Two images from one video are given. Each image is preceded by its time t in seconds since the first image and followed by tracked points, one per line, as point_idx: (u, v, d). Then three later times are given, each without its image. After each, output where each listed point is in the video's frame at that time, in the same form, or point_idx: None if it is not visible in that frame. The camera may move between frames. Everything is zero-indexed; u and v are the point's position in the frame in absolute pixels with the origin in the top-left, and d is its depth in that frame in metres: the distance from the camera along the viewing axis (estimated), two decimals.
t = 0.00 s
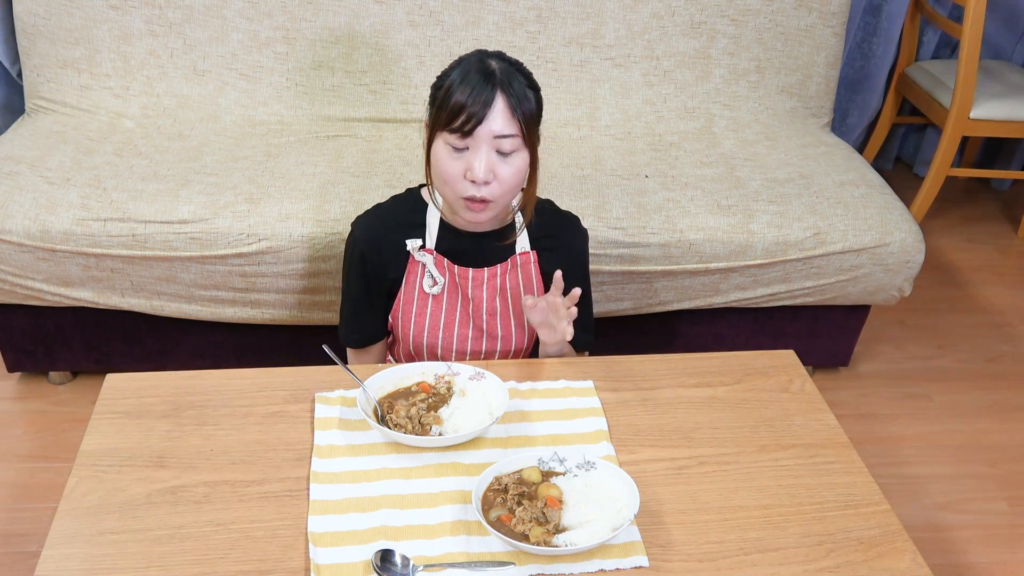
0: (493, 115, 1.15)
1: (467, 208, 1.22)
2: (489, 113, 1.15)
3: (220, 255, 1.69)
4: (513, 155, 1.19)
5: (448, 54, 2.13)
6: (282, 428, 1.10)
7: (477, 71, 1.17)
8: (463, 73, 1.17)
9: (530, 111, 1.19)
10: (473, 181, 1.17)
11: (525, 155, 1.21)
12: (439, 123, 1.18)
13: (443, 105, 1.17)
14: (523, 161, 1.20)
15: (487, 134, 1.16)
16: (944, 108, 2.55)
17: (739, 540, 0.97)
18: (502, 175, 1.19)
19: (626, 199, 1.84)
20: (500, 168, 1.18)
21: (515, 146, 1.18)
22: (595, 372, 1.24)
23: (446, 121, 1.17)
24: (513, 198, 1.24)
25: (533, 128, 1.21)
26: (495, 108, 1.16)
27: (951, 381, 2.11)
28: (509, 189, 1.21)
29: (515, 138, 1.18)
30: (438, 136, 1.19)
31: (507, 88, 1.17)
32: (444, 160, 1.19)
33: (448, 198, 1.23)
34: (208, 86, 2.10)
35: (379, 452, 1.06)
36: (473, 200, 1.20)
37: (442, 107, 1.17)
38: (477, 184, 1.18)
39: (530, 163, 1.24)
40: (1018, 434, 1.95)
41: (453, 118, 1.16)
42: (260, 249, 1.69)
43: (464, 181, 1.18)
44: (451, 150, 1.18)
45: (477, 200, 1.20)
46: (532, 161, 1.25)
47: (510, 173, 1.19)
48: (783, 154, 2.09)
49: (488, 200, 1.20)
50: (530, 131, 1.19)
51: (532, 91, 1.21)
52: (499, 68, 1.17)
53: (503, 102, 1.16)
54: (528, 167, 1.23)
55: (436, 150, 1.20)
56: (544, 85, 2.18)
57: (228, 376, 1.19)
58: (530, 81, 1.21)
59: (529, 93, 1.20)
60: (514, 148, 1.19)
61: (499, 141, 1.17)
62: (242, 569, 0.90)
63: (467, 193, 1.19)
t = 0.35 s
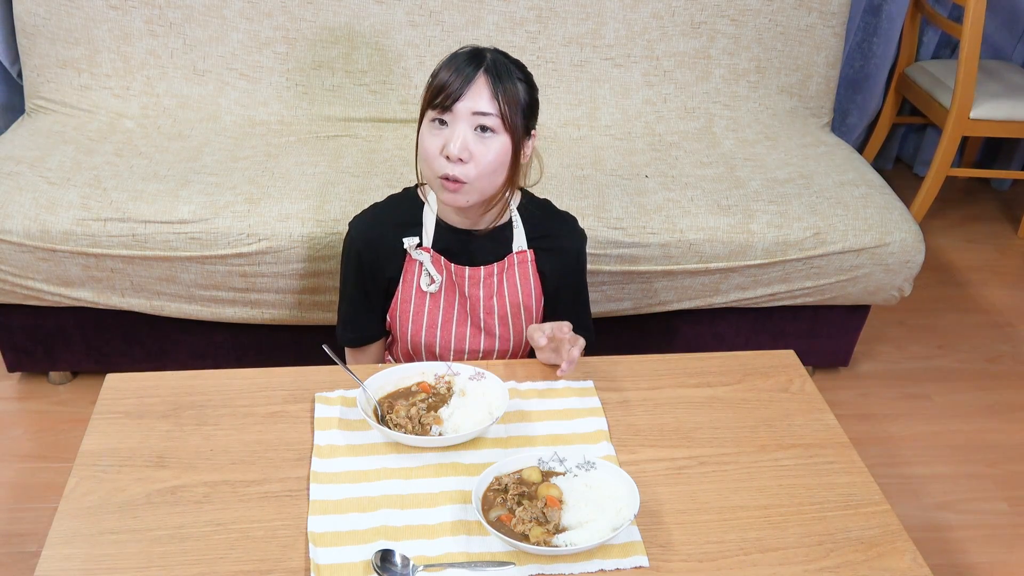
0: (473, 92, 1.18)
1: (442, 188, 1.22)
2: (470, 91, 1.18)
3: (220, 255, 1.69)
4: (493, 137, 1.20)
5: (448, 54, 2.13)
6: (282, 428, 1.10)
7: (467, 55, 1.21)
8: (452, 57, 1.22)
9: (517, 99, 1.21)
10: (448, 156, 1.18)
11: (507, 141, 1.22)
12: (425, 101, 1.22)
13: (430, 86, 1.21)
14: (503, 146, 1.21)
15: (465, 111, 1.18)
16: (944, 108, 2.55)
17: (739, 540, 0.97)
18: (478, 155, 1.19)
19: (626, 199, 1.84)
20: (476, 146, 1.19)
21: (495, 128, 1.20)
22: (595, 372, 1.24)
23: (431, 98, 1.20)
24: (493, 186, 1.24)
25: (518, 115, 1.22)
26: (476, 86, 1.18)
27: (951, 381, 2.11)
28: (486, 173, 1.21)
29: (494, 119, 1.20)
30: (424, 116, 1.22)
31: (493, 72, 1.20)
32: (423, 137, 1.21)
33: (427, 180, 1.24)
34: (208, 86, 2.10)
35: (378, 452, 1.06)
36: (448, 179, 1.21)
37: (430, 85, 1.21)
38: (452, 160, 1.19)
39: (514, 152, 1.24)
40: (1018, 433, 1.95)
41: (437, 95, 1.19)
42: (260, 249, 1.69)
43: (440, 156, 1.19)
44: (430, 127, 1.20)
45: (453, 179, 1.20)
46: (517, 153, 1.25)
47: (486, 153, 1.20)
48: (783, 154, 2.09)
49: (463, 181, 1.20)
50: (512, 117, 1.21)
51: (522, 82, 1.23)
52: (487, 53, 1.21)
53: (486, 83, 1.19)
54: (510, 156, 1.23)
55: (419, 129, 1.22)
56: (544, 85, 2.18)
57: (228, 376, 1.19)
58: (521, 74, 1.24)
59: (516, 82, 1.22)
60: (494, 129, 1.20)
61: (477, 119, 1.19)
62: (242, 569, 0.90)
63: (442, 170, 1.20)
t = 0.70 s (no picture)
0: (474, 80, 1.19)
1: (450, 176, 1.22)
2: (473, 77, 1.19)
3: (220, 255, 1.69)
4: (497, 123, 1.21)
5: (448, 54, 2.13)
6: (282, 428, 1.10)
7: (465, 43, 1.22)
8: (450, 48, 1.23)
9: (518, 84, 1.23)
10: (453, 144, 1.19)
11: (510, 126, 1.23)
12: (427, 92, 1.23)
13: (431, 77, 1.22)
14: (508, 131, 1.22)
15: (468, 99, 1.19)
16: (944, 107, 2.55)
17: (739, 540, 0.97)
18: (484, 141, 1.20)
19: (626, 199, 1.84)
20: (481, 132, 1.20)
21: (499, 113, 1.21)
22: (595, 372, 1.24)
23: (433, 87, 1.21)
24: (499, 172, 1.25)
25: (519, 101, 1.23)
26: (477, 74, 1.20)
27: (951, 381, 2.11)
28: (493, 159, 1.22)
29: (497, 104, 1.21)
30: (427, 106, 1.23)
31: (493, 58, 1.21)
32: (427, 127, 1.22)
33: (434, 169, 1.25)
34: (208, 86, 2.10)
35: (379, 452, 1.06)
36: (456, 167, 1.22)
37: (431, 75, 1.22)
38: (459, 147, 1.20)
39: (517, 138, 1.25)
40: (1017, 433, 1.95)
41: (439, 84, 1.20)
42: (260, 249, 1.69)
43: (446, 145, 1.20)
44: (434, 117, 1.21)
45: (460, 166, 1.21)
46: (521, 138, 1.26)
47: (491, 139, 1.21)
48: (783, 154, 2.09)
49: (470, 167, 1.21)
50: (514, 103, 1.22)
51: (521, 68, 1.25)
52: (486, 41, 1.22)
53: (487, 69, 1.20)
54: (515, 141, 1.25)
55: (423, 120, 1.24)
56: (544, 84, 2.18)
57: (228, 377, 1.19)
58: (520, 61, 1.25)
59: (516, 68, 1.23)
60: (497, 115, 1.21)
61: (480, 106, 1.20)
62: (242, 569, 0.90)
63: (448, 158, 1.21)
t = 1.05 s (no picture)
0: (464, 73, 1.20)
1: (445, 168, 1.23)
2: (462, 70, 1.19)
3: (220, 255, 1.69)
4: (489, 114, 1.21)
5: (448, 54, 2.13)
6: (282, 428, 1.10)
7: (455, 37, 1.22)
8: (440, 41, 1.23)
9: (508, 75, 1.23)
10: (447, 136, 1.20)
11: (503, 117, 1.23)
12: (420, 86, 1.23)
13: (423, 71, 1.23)
14: (500, 122, 1.22)
15: (459, 91, 1.20)
16: (944, 107, 2.55)
17: (739, 540, 0.97)
18: (477, 132, 1.21)
19: (626, 199, 1.84)
20: (474, 123, 1.20)
21: (490, 104, 1.21)
22: (595, 372, 1.24)
23: (425, 82, 1.22)
24: (494, 162, 1.25)
25: (511, 90, 1.23)
26: (467, 66, 1.20)
27: (951, 381, 2.11)
28: (486, 150, 1.23)
29: (488, 96, 1.21)
30: (420, 100, 1.24)
31: (482, 50, 1.21)
32: (421, 121, 1.23)
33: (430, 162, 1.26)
34: (208, 86, 2.10)
35: (379, 452, 1.06)
36: (450, 159, 1.22)
37: (423, 70, 1.22)
38: (452, 139, 1.20)
39: (511, 127, 1.25)
40: (1017, 433, 1.95)
41: (431, 78, 1.21)
42: (260, 249, 1.69)
43: (440, 137, 1.21)
44: (428, 110, 1.22)
45: (454, 158, 1.22)
46: (515, 128, 1.26)
47: (484, 130, 1.21)
48: (783, 154, 2.09)
49: (464, 159, 1.22)
50: (506, 93, 1.22)
51: (512, 59, 1.24)
52: (475, 34, 1.22)
53: (477, 61, 1.20)
54: (508, 132, 1.25)
55: (417, 114, 1.24)
56: (544, 84, 2.18)
57: (228, 377, 1.19)
58: (510, 50, 1.25)
59: (506, 57, 1.23)
60: (489, 105, 1.22)
61: (472, 98, 1.20)
62: (242, 569, 0.90)
63: (443, 150, 1.22)
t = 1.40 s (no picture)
0: (468, 74, 1.20)
1: (445, 168, 1.23)
2: (466, 71, 1.20)
3: (220, 255, 1.69)
4: (491, 116, 1.22)
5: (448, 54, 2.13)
6: (282, 428, 1.10)
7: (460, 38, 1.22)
8: (446, 41, 1.23)
9: (512, 78, 1.23)
10: (448, 136, 1.20)
11: (505, 119, 1.23)
12: (423, 85, 1.23)
13: (428, 70, 1.23)
14: (502, 124, 1.23)
15: (462, 93, 1.20)
16: (945, 107, 2.55)
17: (739, 540, 0.97)
18: (478, 134, 1.21)
19: (626, 199, 1.84)
20: (475, 124, 1.21)
21: (492, 106, 1.21)
22: (595, 371, 1.24)
23: (429, 81, 1.22)
24: (494, 164, 1.25)
25: (514, 94, 1.23)
26: (471, 68, 1.20)
27: (951, 381, 2.11)
28: (487, 152, 1.22)
29: (491, 98, 1.21)
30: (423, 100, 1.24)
31: (486, 52, 1.21)
32: (424, 120, 1.23)
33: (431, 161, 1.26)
34: (208, 86, 2.10)
35: (379, 452, 1.06)
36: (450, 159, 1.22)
37: (427, 69, 1.23)
38: (452, 140, 1.20)
39: (513, 130, 1.25)
40: (1017, 433, 1.95)
41: (435, 78, 1.21)
42: (260, 249, 1.69)
43: (441, 137, 1.21)
44: (430, 110, 1.22)
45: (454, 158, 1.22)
46: (517, 132, 1.26)
47: (485, 132, 1.21)
48: (783, 154, 2.09)
49: (464, 160, 1.22)
50: (509, 95, 1.22)
51: (517, 62, 1.24)
52: (481, 35, 1.22)
53: (481, 63, 1.20)
54: (510, 134, 1.25)
55: (420, 113, 1.25)
56: (544, 84, 2.18)
57: (228, 376, 1.19)
58: (516, 54, 1.25)
59: (511, 60, 1.23)
60: (491, 107, 1.22)
61: (475, 99, 1.20)
62: (242, 569, 0.90)
63: (443, 150, 1.22)
